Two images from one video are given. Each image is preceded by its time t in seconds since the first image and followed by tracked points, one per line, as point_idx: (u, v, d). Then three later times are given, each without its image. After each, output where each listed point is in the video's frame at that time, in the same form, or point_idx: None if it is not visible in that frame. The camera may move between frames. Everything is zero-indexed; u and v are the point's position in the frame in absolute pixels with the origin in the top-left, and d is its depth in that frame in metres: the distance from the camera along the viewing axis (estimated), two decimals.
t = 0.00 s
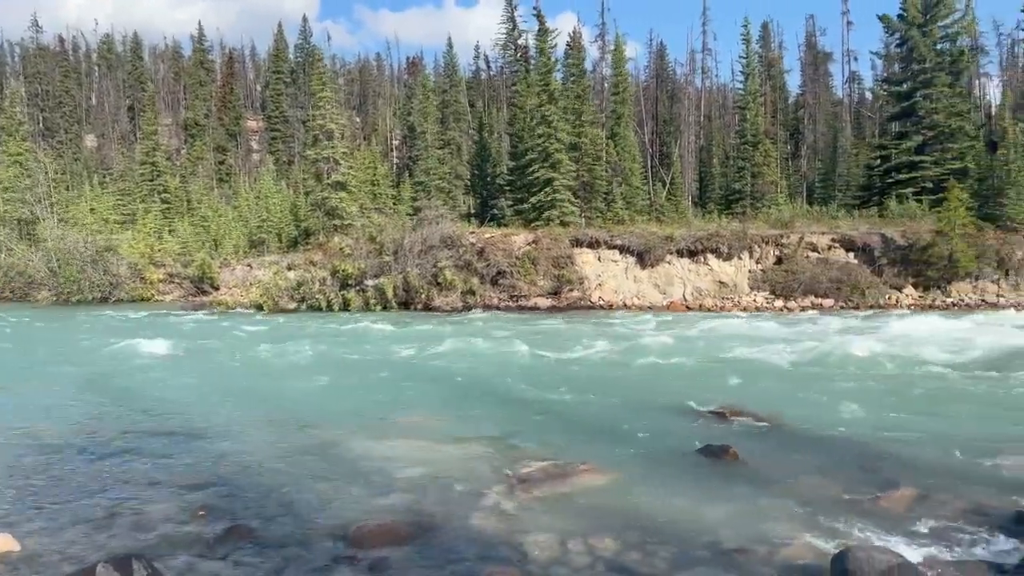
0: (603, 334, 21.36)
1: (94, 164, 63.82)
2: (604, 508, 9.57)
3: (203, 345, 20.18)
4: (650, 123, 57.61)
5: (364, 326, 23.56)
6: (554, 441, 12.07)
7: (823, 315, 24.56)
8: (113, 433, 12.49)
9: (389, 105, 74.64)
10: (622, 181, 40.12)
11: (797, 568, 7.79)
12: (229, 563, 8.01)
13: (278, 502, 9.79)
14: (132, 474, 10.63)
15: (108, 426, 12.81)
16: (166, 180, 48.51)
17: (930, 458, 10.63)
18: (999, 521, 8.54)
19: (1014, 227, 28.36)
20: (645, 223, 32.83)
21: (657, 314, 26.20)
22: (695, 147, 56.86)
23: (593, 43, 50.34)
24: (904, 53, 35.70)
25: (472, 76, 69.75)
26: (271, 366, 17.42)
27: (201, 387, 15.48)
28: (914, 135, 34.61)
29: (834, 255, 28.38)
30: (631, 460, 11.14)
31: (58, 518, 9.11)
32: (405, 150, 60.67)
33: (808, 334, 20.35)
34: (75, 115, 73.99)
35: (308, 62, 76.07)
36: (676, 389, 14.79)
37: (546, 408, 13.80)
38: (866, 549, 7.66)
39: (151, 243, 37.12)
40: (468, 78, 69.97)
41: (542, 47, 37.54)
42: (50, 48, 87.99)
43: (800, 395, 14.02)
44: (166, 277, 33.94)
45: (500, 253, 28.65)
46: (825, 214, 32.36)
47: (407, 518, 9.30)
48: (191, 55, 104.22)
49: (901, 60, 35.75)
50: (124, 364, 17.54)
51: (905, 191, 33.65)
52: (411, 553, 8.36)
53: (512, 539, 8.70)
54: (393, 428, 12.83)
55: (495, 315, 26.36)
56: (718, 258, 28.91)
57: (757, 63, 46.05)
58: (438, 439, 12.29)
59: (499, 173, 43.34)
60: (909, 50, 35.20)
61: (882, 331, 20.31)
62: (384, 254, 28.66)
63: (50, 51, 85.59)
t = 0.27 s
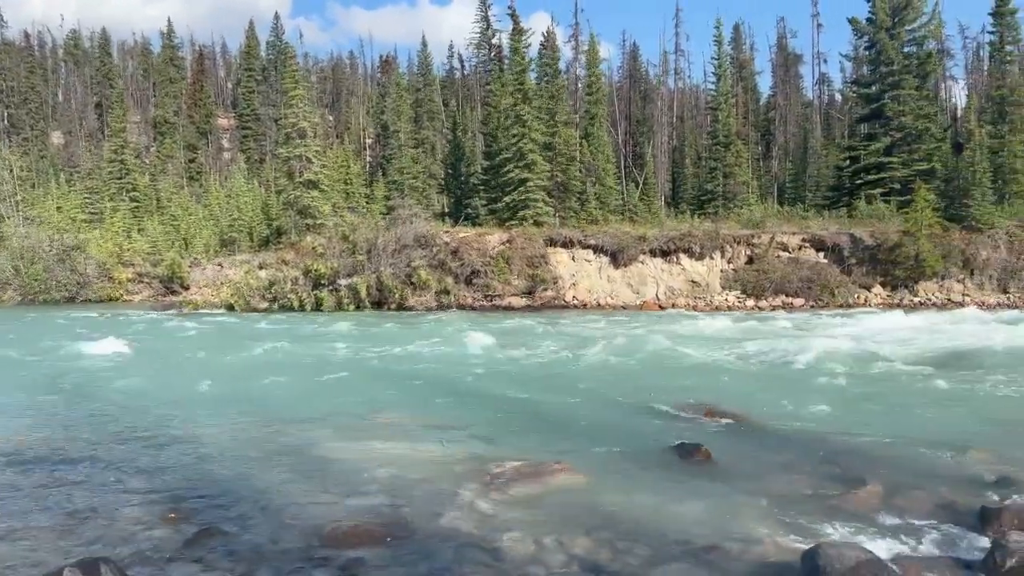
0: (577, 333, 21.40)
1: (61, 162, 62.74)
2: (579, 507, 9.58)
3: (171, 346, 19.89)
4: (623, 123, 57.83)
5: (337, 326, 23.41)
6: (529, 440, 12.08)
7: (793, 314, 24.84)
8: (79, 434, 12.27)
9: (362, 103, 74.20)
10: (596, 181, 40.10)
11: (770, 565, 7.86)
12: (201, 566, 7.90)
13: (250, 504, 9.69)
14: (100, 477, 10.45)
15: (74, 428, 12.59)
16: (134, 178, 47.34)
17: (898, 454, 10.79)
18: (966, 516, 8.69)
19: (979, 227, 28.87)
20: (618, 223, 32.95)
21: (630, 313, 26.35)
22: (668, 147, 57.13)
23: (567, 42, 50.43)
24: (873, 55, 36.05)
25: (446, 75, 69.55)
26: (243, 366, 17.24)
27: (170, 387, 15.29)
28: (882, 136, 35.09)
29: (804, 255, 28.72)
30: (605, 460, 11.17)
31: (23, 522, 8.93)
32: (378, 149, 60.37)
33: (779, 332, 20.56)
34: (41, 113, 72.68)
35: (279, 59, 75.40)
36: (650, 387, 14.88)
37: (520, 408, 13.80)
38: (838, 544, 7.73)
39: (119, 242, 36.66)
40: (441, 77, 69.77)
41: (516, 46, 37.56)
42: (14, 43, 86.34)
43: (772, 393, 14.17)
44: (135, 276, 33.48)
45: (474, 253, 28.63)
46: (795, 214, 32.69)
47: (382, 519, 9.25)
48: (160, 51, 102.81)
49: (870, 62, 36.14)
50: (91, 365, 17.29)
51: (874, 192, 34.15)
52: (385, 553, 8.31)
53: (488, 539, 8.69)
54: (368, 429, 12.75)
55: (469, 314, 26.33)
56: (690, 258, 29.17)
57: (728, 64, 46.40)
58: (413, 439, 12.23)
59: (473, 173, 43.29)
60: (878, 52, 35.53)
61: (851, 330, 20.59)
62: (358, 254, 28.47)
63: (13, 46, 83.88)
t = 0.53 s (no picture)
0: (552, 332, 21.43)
1: (28, 160, 61.69)
2: (554, 506, 9.60)
3: (142, 346, 19.63)
4: (598, 123, 58.03)
5: (311, 326, 23.27)
6: (504, 440, 12.07)
7: (766, 313, 25.08)
8: (47, 437, 12.06)
9: (336, 101, 73.76)
10: (571, 181, 40.19)
11: (744, 561, 7.93)
12: (172, 569, 7.80)
13: (223, 506, 9.59)
14: (67, 479, 10.27)
15: (42, 430, 12.38)
16: (104, 176, 46.66)
17: (869, 451, 10.92)
18: (935, 511, 8.82)
19: (947, 226, 29.33)
20: (593, 222, 33.04)
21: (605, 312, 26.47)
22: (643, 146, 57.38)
23: (542, 42, 50.51)
24: (844, 57, 36.51)
25: (421, 73, 69.36)
26: (215, 366, 17.07)
27: (141, 389, 15.09)
28: (853, 137, 35.53)
29: (776, 255, 28.99)
30: (580, 458, 11.19)
31: None
32: (353, 148, 60.06)
33: (752, 331, 20.74)
34: (7, 109, 71.41)
35: (253, 57, 74.71)
36: (625, 386, 14.94)
37: (495, 407, 13.79)
38: (809, 540, 7.81)
39: (89, 241, 36.19)
40: (417, 75, 69.56)
41: (491, 45, 37.57)
42: None
43: (746, 391, 14.28)
44: (105, 276, 33.04)
45: (450, 252, 28.59)
46: (768, 214, 33.00)
47: (356, 519, 9.20)
48: (131, 47, 101.53)
49: (841, 63, 36.56)
50: (58, 366, 17.02)
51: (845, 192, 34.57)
52: (360, 554, 8.26)
53: (463, 539, 8.67)
54: (342, 429, 12.68)
55: (445, 313, 26.29)
56: (664, 257, 29.34)
57: (702, 64, 46.74)
58: (388, 439, 12.17)
59: (448, 172, 43.20)
60: (849, 54, 35.98)
61: (823, 328, 20.83)
62: (332, 253, 28.29)
63: None
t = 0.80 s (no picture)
0: (529, 331, 21.44)
1: None
2: (530, 504, 9.61)
3: (113, 346, 19.39)
4: (574, 122, 58.15)
5: (285, 325, 23.11)
6: (480, 439, 12.06)
7: (740, 311, 25.26)
8: (15, 439, 11.87)
9: (311, 99, 73.24)
10: (548, 180, 40.24)
11: (717, 558, 7.98)
12: (144, 572, 7.72)
13: (197, 507, 9.50)
14: (37, 482, 10.12)
15: (9, 432, 12.17)
16: (74, 173, 46.13)
17: (841, 448, 11.02)
18: (905, 505, 8.93)
19: (917, 225, 29.73)
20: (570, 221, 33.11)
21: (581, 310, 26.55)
22: (619, 145, 57.57)
23: (519, 40, 50.53)
24: (817, 57, 36.88)
25: (397, 71, 69.07)
26: (188, 366, 16.90)
27: (112, 390, 14.90)
28: (825, 137, 35.90)
29: (750, 253, 29.22)
30: (556, 457, 11.21)
31: None
32: (328, 146, 59.71)
33: (728, 329, 20.93)
34: None
35: (226, 53, 73.97)
36: (601, 384, 14.97)
37: (471, 406, 13.77)
38: (781, 536, 7.89)
39: (58, 240, 35.69)
40: (392, 73, 69.27)
41: (468, 43, 37.50)
42: None
43: (722, 389, 14.37)
44: (75, 275, 32.57)
45: (427, 251, 28.52)
46: (742, 213, 33.25)
47: (332, 520, 9.15)
48: (101, 43, 100.04)
49: (814, 64, 36.93)
50: (27, 367, 16.75)
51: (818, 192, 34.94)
52: (333, 555, 8.21)
53: (439, 537, 8.66)
54: (318, 429, 12.59)
55: (422, 312, 26.22)
56: (640, 256, 29.47)
57: (677, 64, 46.99)
58: (364, 439, 12.12)
59: (425, 170, 43.03)
60: (822, 55, 36.36)
61: (796, 326, 21.03)
62: (307, 252, 28.14)
63: None
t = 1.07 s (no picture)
0: (505, 329, 21.44)
1: None
2: (505, 502, 9.62)
3: (83, 346, 19.11)
4: (550, 120, 58.22)
5: (260, 324, 22.94)
6: (455, 437, 12.03)
7: (715, 309, 25.43)
8: None
9: (285, 96, 72.66)
10: (524, 179, 40.27)
11: (692, 554, 8.03)
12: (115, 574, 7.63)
13: (169, 508, 9.40)
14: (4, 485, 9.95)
15: None
16: (42, 171, 45.44)
17: (813, 445, 11.13)
18: (876, 501, 9.04)
19: (888, 224, 30.11)
20: (545, 220, 33.16)
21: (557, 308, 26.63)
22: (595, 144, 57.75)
23: (494, 38, 50.48)
24: (790, 57, 37.22)
25: (372, 68, 68.72)
26: (159, 366, 16.71)
27: (81, 390, 14.68)
28: (798, 136, 36.24)
29: (724, 252, 29.43)
30: (530, 455, 11.22)
31: None
32: (302, 143, 59.28)
33: (703, 326, 21.06)
34: None
35: (199, 49, 73.15)
36: (577, 383, 14.99)
37: (446, 405, 13.74)
38: (754, 531, 7.97)
39: (26, 238, 35.12)
40: (367, 70, 68.92)
41: (443, 41, 37.41)
42: None
43: (696, 386, 14.46)
44: (43, 273, 32.03)
45: (402, 249, 28.44)
46: (716, 212, 33.47)
47: (307, 520, 9.10)
48: (69, 37, 98.41)
49: (787, 64, 37.26)
50: None
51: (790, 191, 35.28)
52: (309, 554, 8.16)
53: (414, 536, 8.64)
54: (292, 428, 12.51)
55: (397, 311, 26.13)
56: (616, 254, 29.57)
57: (652, 63, 47.19)
58: (338, 438, 12.06)
59: (400, 168, 42.85)
60: (795, 55, 36.69)
61: (770, 324, 21.22)
62: (281, 250, 27.98)
63: None
